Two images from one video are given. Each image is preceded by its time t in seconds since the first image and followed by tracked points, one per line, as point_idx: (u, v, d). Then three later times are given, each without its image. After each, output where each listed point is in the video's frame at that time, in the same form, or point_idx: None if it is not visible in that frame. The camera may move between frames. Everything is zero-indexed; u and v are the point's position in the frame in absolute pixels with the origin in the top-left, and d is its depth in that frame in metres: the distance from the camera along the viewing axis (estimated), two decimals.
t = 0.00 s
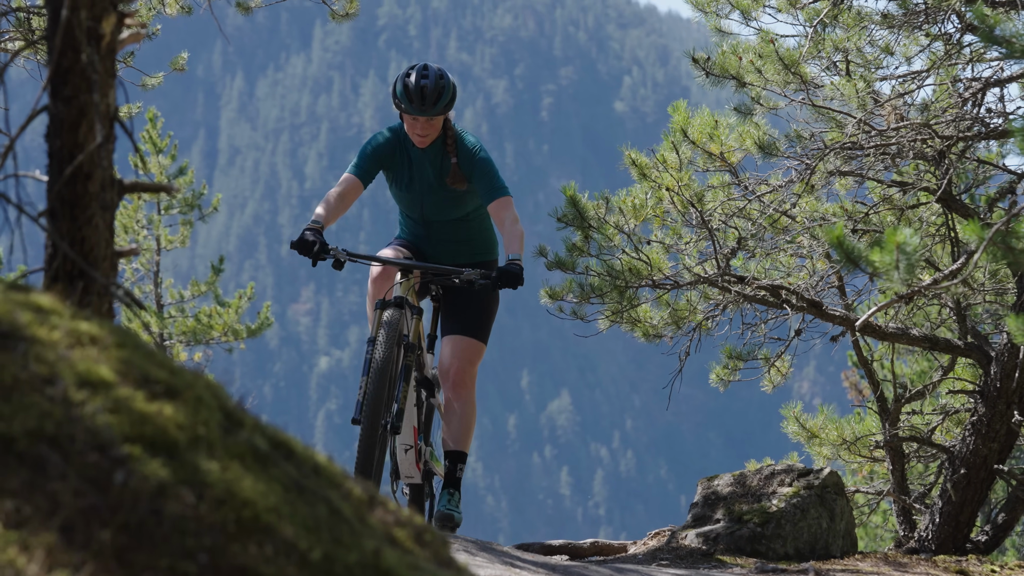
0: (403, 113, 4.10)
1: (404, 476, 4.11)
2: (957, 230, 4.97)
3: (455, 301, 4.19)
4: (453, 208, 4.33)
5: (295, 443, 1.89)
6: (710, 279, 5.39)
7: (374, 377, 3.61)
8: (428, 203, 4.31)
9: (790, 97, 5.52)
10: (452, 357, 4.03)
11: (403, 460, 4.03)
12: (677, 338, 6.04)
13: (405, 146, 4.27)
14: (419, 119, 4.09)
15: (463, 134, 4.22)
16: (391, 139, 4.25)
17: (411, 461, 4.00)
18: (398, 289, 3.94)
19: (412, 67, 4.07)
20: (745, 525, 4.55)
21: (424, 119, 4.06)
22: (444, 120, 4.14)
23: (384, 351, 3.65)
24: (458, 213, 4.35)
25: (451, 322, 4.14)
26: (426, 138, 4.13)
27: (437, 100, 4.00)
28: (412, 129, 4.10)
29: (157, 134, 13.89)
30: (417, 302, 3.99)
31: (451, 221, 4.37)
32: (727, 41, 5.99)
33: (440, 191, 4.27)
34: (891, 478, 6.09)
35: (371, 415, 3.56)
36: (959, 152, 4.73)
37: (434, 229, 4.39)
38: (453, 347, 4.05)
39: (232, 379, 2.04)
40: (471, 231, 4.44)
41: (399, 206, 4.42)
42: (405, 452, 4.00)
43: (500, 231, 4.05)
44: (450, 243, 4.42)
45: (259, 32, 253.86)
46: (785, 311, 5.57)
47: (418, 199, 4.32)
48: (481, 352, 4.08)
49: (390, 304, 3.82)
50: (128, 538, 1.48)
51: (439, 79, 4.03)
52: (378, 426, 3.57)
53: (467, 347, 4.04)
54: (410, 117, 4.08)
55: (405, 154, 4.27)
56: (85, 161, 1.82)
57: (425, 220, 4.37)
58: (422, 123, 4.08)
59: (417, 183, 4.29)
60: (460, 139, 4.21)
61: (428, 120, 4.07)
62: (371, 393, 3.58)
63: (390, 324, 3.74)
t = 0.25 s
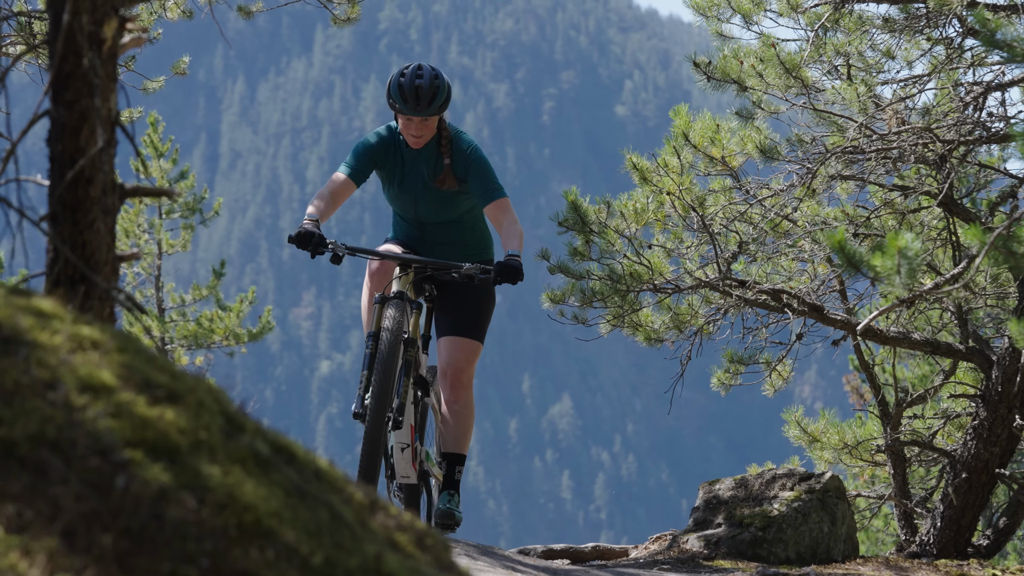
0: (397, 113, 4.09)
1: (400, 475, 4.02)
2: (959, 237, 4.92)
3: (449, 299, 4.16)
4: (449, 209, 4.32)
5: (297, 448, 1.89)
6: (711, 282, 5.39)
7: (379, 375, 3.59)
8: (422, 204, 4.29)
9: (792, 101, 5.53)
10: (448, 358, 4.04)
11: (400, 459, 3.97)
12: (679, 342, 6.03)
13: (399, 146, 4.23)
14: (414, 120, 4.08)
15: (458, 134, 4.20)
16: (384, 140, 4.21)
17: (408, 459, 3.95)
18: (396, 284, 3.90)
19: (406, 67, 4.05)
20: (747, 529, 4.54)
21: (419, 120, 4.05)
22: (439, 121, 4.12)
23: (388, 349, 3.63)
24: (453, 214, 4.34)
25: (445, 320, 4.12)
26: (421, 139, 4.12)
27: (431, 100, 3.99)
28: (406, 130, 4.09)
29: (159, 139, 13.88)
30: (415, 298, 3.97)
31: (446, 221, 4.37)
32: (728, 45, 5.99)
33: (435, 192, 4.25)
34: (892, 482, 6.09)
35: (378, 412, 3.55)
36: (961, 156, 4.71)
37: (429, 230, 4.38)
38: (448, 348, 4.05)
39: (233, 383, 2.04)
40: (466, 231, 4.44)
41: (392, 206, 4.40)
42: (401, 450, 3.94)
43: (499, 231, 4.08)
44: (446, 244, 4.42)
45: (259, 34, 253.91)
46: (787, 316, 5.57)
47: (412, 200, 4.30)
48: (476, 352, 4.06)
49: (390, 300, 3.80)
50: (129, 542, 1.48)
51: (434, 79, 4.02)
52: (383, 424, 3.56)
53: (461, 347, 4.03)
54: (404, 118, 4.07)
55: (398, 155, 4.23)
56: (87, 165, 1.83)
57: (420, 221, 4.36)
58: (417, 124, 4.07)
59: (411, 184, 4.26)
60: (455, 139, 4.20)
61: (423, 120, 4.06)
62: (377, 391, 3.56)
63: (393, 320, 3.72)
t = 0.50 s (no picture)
0: (392, 117, 4.04)
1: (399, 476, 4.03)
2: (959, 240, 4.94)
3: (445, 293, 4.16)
4: (445, 214, 4.33)
5: (298, 452, 1.89)
6: (713, 286, 5.38)
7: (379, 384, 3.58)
8: (419, 209, 4.29)
9: (793, 105, 5.52)
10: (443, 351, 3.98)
11: (399, 459, 3.97)
12: (680, 346, 6.03)
13: (393, 151, 4.17)
14: (409, 124, 4.03)
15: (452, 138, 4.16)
16: (378, 145, 4.16)
17: (408, 460, 3.95)
18: (396, 283, 3.88)
19: (401, 72, 4.03)
20: (749, 532, 4.54)
21: (415, 124, 4.00)
22: (434, 126, 4.07)
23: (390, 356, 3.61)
24: (449, 218, 4.35)
25: (442, 315, 4.11)
26: (417, 144, 4.07)
27: (427, 104, 3.95)
28: (402, 134, 4.04)
29: (160, 142, 13.89)
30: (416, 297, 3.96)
31: (443, 225, 4.37)
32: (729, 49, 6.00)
33: (431, 199, 4.24)
34: (893, 486, 6.10)
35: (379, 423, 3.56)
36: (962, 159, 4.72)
37: (425, 234, 4.39)
38: (443, 342, 4.00)
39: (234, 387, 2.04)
40: (463, 234, 4.45)
41: (388, 209, 4.39)
42: (401, 452, 3.95)
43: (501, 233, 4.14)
44: (443, 248, 4.43)
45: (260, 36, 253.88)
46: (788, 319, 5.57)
47: (409, 205, 4.30)
48: (473, 342, 4.03)
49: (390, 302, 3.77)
50: (130, 546, 1.47)
51: (429, 83, 4.00)
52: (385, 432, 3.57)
53: (457, 339, 3.98)
54: (399, 122, 4.02)
55: (392, 160, 4.18)
56: (88, 169, 1.83)
57: (416, 226, 4.37)
58: (412, 128, 4.02)
59: (407, 190, 4.24)
60: (450, 145, 4.16)
61: (419, 125, 4.01)
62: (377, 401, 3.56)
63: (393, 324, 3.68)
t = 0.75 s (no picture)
0: (387, 122, 4.01)
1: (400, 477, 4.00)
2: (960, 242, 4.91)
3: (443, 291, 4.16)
4: (442, 219, 4.34)
5: (300, 455, 1.89)
6: (714, 288, 5.32)
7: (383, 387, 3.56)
8: (417, 216, 4.31)
9: (794, 107, 5.51)
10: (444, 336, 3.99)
11: (400, 462, 3.90)
12: (681, 348, 6.03)
13: (386, 160, 4.15)
14: (405, 131, 4.01)
15: (446, 144, 4.14)
16: (371, 153, 4.13)
17: (408, 461, 3.88)
18: (396, 284, 3.88)
19: (398, 77, 4.00)
20: (750, 534, 4.54)
21: (411, 130, 3.98)
22: (428, 133, 4.06)
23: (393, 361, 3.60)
24: (446, 222, 4.37)
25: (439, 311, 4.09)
26: (412, 150, 4.06)
27: (424, 110, 3.93)
28: (397, 139, 4.01)
29: (160, 146, 13.88)
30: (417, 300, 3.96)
31: (440, 229, 4.40)
32: (730, 51, 6.00)
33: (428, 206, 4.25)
34: (895, 488, 6.10)
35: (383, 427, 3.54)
36: (963, 161, 4.72)
37: (423, 239, 4.41)
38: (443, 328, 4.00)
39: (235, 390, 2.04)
40: (460, 235, 4.48)
41: (384, 215, 4.39)
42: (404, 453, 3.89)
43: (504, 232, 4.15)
44: (440, 250, 4.47)
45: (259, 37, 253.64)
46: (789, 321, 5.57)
47: (405, 212, 4.31)
48: (471, 336, 4.00)
49: (394, 308, 3.77)
50: (132, 550, 1.47)
51: (426, 89, 3.97)
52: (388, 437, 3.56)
53: (458, 323, 3.99)
54: (395, 128, 4.00)
55: (387, 168, 4.16)
56: (88, 173, 1.83)
57: (414, 232, 4.38)
58: (408, 134, 4.01)
59: (403, 198, 4.24)
60: (444, 151, 4.14)
61: (414, 131, 4.00)
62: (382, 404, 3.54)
63: (397, 332, 3.69)
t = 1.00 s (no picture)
0: (383, 126, 3.96)
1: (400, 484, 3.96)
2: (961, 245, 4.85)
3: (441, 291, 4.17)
4: (438, 223, 4.35)
5: (300, 458, 1.90)
6: (713, 290, 5.31)
7: (382, 398, 3.55)
8: (414, 222, 4.31)
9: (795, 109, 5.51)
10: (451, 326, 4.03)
11: (399, 466, 3.86)
12: (682, 350, 6.04)
13: (380, 167, 4.13)
14: (401, 135, 3.96)
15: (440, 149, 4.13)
16: (365, 161, 4.10)
17: (407, 466, 3.84)
18: (392, 289, 3.88)
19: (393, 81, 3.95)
20: (751, 537, 4.54)
21: (406, 134, 3.94)
22: (422, 138, 4.02)
23: (391, 371, 3.58)
24: (443, 226, 4.38)
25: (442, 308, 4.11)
26: (407, 155, 4.01)
27: (421, 114, 3.89)
28: (393, 144, 3.96)
29: (160, 149, 13.88)
30: (415, 305, 3.95)
31: (436, 233, 4.40)
32: (730, 53, 6.01)
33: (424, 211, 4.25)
34: (896, 489, 6.12)
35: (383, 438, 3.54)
36: (963, 163, 4.71)
37: (420, 243, 4.42)
38: (449, 320, 4.03)
39: (236, 393, 2.04)
40: (456, 238, 4.48)
41: (379, 220, 4.39)
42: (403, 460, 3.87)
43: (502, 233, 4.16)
44: (437, 254, 4.48)
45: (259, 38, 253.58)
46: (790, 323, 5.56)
47: (401, 217, 4.31)
48: (477, 328, 4.04)
49: (390, 313, 3.72)
50: (133, 553, 1.48)
51: (421, 93, 3.93)
52: (386, 446, 3.57)
53: (464, 314, 4.03)
54: (391, 132, 3.95)
55: (381, 175, 4.14)
56: (88, 176, 1.83)
57: (410, 237, 4.38)
58: (404, 139, 3.96)
59: (398, 204, 4.24)
60: (438, 155, 4.13)
61: (409, 135, 3.95)
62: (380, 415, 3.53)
63: (393, 338, 3.64)
